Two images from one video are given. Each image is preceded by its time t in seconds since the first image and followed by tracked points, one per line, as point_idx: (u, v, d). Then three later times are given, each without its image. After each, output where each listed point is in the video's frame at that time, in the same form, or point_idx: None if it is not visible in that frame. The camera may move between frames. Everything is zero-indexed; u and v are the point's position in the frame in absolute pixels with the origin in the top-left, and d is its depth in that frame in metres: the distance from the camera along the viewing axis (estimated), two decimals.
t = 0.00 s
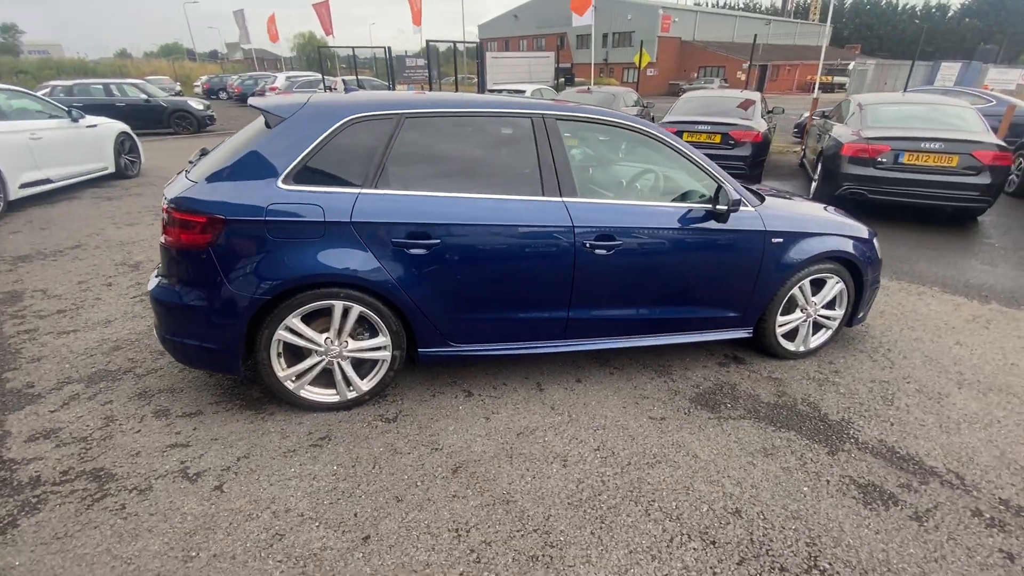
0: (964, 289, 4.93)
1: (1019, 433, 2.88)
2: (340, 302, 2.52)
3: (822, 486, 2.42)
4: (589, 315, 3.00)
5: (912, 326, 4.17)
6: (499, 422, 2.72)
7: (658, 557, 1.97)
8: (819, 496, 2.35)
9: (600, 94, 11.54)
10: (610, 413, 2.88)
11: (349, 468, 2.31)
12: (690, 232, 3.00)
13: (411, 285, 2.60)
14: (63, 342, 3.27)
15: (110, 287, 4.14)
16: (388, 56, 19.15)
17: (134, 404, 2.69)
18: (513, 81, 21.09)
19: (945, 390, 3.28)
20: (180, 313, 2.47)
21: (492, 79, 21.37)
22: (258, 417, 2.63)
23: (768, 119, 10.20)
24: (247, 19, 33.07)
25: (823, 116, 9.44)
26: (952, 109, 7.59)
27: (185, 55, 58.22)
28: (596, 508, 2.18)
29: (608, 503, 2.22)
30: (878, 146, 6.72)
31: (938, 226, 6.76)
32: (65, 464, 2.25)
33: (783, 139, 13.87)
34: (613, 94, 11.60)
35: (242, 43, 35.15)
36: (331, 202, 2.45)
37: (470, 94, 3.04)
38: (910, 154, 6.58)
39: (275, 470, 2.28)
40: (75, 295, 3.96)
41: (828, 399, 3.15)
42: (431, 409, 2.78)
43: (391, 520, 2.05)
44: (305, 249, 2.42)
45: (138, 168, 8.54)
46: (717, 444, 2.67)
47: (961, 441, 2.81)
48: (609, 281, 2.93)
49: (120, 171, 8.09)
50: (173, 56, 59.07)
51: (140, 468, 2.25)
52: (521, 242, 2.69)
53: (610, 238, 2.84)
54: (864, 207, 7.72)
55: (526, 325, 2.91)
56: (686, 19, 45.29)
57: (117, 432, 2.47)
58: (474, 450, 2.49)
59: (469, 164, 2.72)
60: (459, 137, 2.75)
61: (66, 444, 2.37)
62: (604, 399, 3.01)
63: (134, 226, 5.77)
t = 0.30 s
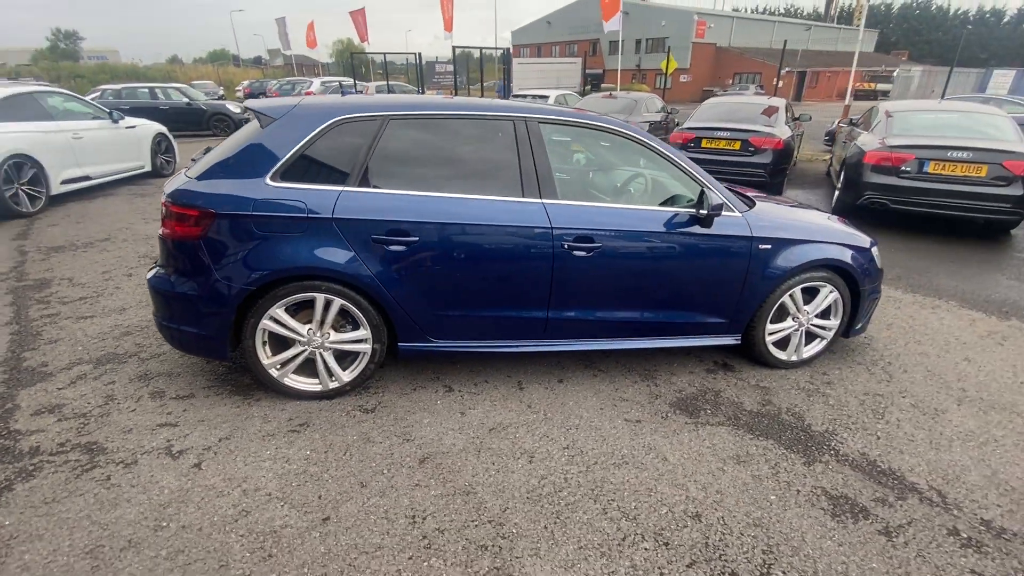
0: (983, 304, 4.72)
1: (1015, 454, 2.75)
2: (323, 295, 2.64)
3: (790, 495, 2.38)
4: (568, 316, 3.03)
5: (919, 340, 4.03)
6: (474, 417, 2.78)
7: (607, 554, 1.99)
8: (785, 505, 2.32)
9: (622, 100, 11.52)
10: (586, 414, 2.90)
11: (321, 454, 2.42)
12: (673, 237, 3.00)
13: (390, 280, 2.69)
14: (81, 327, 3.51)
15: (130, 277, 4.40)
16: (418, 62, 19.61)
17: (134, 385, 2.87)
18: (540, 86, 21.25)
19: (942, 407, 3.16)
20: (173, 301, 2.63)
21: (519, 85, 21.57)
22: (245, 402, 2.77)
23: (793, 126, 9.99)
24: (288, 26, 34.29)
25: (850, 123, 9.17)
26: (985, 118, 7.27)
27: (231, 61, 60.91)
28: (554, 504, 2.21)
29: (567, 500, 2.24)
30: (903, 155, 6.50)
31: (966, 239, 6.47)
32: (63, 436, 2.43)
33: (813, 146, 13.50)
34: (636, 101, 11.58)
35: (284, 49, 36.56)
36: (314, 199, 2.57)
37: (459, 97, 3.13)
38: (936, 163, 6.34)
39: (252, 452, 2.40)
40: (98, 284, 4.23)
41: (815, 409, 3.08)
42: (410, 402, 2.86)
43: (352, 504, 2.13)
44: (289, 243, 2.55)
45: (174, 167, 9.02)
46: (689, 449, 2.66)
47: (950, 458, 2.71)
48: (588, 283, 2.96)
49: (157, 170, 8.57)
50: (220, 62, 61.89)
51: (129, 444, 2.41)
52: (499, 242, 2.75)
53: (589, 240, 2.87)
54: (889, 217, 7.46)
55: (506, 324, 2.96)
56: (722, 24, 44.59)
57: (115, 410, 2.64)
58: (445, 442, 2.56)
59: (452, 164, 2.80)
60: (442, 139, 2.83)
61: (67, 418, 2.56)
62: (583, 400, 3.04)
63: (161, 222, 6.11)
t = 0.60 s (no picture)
0: (1007, 320, 4.47)
1: (1019, 476, 2.60)
2: (306, 291, 2.71)
3: (766, 508, 2.31)
4: (552, 318, 3.02)
5: (930, 354, 3.86)
6: (452, 416, 2.80)
7: (565, 557, 1.97)
8: (759, 518, 2.25)
9: (643, 105, 11.41)
10: (566, 417, 2.88)
11: (297, 446, 2.47)
12: (660, 241, 2.96)
13: (372, 278, 2.74)
14: (93, 317, 3.69)
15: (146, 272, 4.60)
16: (444, 69, 19.93)
17: (132, 373, 2.99)
18: (565, 93, 21.30)
19: (946, 424, 3.02)
20: (165, 293, 2.73)
21: (544, 92, 21.67)
22: (232, 393, 2.86)
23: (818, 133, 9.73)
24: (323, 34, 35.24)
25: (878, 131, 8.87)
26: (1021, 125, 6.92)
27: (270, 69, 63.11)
28: (519, 504, 2.20)
29: (532, 501, 2.23)
30: (929, 163, 6.25)
31: (997, 251, 6.16)
32: (60, 418, 2.56)
33: (842, 154, 13.10)
34: (657, 106, 11.47)
35: (318, 57, 37.70)
36: (300, 197, 2.64)
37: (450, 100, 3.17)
38: (964, 172, 6.07)
39: (231, 441, 2.48)
40: (116, 278, 4.44)
41: (807, 422, 2.98)
42: (392, 399, 2.90)
43: (318, 495, 2.18)
44: (274, 240, 2.62)
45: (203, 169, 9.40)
46: (666, 456, 2.61)
47: (946, 478, 2.58)
48: (572, 285, 2.94)
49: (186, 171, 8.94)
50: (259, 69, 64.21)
51: (118, 428, 2.52)
52: (480, 242, 2.77)
53: (573, 242, 2.86)
54: (915, 228, 7.16)
55: (488, 325, 2.98)
56: (756, 30, 43.80)
57: (110, 396, 2.76)
58: (419, 439, 2.58)
59: (437, 165, 2.84)
60: (428, 139, 2.87)
61: (66, 402, 2.69)
62: (565, 403, 3.02)
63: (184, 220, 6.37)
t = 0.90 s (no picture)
0: None
1: None
2: (285, 289, 2.74)
3: (739, 526, 2.20)
4: (531, 322, 2.99)
5: (942, 370, 3.65)
6: (426, 419, 2.78)
7: (516, 567, 1.92)
8: (729, 536, 2.15)
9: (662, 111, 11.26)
10: (543, 424, 2.83)
11: (267, 443, 2.49)
12: (643, 246, 2.89)
13: (350, 278, 2.76)
14: (97, 312, 3.83)
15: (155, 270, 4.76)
16: (468, 75, 20.14)
17: (123, 367, 3.08)
18: (588, 99, 21.25)
19: (949, 445, 2.84)
20: (150, 289, 2.80)
21: (567, 98, 21.66)
22: (214, 389, 2.91)
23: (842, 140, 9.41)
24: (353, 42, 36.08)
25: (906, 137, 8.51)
26: None
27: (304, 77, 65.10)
28: (478, 511, 2.16)
29: (493, 508, 2.19)
30: (955, 170, 5.95)
31: None
32: (47, 408, 2.65)
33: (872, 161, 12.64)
34: (676, 112, 11.30)
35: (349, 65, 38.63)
36: (279, 197, 2.68)
37: (435, 102, 3.17)
38: (993, 179, 5.76)
39: (205, 436, 2.52)
40: (126, 275, 4.59)
41: (797, 437, 2.85)
42: (369, 400, 2.90)
43: (279, 493, 2.19)
44: (252, 239, 2.67)
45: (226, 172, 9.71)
46: (641, 468, 2.52)
47: (943, 502, 2.42)
48: (550, 288, 2.91)
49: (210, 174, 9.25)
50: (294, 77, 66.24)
51: (99, 419, 2.58)
52: (457, 244, 2.77)
53: (551, 246, 2.82)
54: (943, 238, 6.83)
55: (467, 328, 2.96)
56: (788, 35, 42.85)
57: (98, 388, 2.85)
58: (389, 441, 2.57)
59: (416, 166, 2.84)
60: (408, 142, 2.88)
61: (56, 393, 2.78)
62: (544, 410, 2.96)
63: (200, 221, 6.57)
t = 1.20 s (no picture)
0: None
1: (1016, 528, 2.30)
2: (272, 290, 2.82)
3: (706, 538, 2.16)
4: (513, 327, 3.01)
5: (947, 386, 3.50)
6: (406, 420, 2.82)
7: (473, 569, 1.93)
8: (695, 547, 2.11)
9: (679, 117, 11.16)
10: (521, 428, 2.83)
11: (248, 438, 2.57)
12: (626, 252, 2.88)
13: (334, 280, 2.83)
14: (108, 309, 4.01)
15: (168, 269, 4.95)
16: (489, 82, 20.34)
17: (123, 361, 3.22)
18: (608, 106, 21.19)
19: (944, 463, 2.73)
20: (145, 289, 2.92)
21: (587, 104, 21.66)
22: (206, 385, 3.01)
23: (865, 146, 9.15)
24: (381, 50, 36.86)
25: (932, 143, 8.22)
26: None
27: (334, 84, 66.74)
28: (443, 512, 2.18)
29: (458, 509, 2.20)
30: (977, 177, 5.72)
31: None
32: (49, 398, 2.79)
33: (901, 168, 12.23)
34: (694, 117, 11.17)
35: (376, 72, 39.46)
36: (267, 200, 2.78)
37: (425, 108, 3.23)
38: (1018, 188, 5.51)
39: (190, 430, 2.61)
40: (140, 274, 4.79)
41: (782, 450, 2.78)
42: (352, 400, 2.95)
43: (252, 486, 2.25)
44: (241, 241, 2.77)
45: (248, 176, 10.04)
46: (615, 475, 2.51)
47: (928, 522, 2.33)
48: (532, 293, 2.93)
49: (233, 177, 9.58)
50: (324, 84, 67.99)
51: (95, 410, 2.71)
52: (438, 248, 2.82)
53: (532, 250, 2.84)
54: (967, 248, 6.56)
55: (450, 330, 3.01)
56: (820, 40, 41.89)
57: (98, 381, 2.98)
58: (366, 440, 2.62)
59: (399, 171, 2.90)
60: (393, 147, 2.93)
61: (58, 384, 2.93)
62: (525, 414, 2.97)
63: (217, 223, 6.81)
